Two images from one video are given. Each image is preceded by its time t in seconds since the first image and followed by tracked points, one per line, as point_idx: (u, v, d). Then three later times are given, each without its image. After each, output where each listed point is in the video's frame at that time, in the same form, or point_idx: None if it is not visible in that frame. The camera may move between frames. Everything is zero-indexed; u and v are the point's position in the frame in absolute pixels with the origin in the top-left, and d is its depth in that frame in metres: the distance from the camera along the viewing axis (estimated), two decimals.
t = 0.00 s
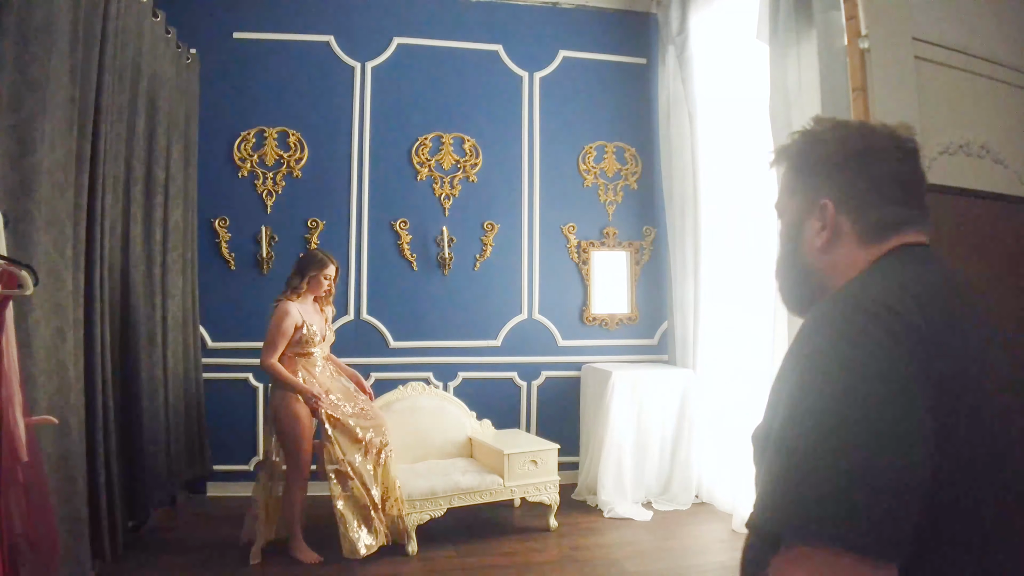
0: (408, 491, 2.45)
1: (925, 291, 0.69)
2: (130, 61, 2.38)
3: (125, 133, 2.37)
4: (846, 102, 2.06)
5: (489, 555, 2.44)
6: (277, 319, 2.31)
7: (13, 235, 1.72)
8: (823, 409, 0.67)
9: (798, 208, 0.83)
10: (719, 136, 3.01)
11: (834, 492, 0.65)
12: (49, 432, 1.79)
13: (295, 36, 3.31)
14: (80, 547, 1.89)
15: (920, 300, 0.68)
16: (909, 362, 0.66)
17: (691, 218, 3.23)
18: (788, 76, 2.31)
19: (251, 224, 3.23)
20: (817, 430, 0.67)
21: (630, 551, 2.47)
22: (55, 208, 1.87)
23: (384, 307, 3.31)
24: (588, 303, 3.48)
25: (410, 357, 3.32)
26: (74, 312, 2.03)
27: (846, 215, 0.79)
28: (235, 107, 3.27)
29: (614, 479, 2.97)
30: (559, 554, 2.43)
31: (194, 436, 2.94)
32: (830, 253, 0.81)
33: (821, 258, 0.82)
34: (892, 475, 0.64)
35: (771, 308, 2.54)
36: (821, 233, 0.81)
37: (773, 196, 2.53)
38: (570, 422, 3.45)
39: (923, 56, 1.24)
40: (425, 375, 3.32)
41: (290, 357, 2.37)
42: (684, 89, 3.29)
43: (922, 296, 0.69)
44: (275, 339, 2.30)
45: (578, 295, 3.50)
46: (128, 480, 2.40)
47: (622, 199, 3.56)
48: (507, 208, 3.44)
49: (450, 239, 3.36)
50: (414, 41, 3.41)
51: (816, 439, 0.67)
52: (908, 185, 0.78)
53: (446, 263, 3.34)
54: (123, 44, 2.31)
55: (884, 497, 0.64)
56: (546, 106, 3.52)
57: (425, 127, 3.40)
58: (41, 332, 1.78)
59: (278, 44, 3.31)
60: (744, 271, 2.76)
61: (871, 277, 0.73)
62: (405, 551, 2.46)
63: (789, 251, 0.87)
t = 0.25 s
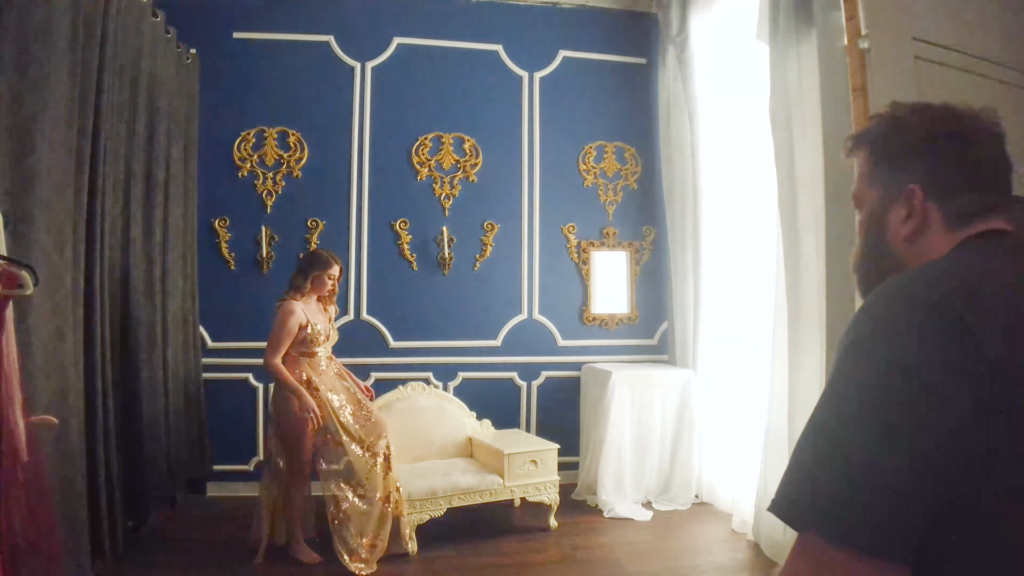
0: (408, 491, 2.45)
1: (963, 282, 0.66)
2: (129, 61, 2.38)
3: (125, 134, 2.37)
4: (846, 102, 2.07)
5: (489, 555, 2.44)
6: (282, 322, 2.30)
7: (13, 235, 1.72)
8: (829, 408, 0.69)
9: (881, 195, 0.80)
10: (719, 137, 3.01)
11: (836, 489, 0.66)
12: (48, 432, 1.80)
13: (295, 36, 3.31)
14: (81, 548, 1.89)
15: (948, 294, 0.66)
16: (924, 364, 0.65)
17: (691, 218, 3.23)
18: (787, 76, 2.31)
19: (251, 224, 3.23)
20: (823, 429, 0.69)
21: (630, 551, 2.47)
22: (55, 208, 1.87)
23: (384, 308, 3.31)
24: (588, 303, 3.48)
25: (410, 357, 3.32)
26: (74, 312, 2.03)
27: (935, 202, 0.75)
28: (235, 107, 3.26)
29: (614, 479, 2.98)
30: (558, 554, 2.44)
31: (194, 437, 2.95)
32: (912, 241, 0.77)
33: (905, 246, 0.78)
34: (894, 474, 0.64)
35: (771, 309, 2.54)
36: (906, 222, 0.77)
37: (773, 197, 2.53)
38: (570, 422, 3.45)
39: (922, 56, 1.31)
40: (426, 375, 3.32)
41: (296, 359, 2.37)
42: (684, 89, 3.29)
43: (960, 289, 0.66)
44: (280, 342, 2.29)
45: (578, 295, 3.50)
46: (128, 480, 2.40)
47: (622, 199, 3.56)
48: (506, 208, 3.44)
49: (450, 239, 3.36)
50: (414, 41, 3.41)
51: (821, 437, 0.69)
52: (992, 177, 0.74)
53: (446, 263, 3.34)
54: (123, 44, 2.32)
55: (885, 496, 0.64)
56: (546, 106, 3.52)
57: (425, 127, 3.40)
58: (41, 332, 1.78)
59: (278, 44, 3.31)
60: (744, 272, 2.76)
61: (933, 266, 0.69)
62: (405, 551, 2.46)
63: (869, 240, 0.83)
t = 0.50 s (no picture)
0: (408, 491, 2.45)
1: (993, 293, 0.57)
2: (129, 61, 2.38)
3: (125, 134, 2.37)
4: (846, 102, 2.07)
5: (488, 555, 2.44)
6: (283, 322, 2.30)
7: (13, 236, 1.72)
8: (837, 422, 0.62)
9: (929, 173, 0.67)
10: (719, 137, 3.01)
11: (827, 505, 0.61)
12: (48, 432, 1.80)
13: (295, 36, 3.31)
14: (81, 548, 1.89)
15: (981, 310, 0.57)
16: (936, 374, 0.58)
17: (691, 218, 3.23)
18: (788, 77, 2.31)
19: (251, 224, 3.23)
20: (829, 443, 0.62)
21: (630, 551, 2.47)
22: (55, 208, 1.87)
23: (384, 308, 3.31)
24: (588, 303, 3.48)
25: (410, 357, 3.32)
26: (74, 311, 2.03)
27: (993, 184, 0.62)
28: (234, 106, 3.26)
29: (614, 479, 2.97)
30: (558, 554, 2.44)
31: (195, 438, 2.95)
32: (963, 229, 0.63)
33: (954, 234, 0.64)
34: (885, 497, 0.59)
35: (771, 309, 2.54)
36: (962, 202, 0.64)
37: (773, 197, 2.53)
38: (570, 422, 3.45)
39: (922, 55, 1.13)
40: (426, 375, 3.33)
41: (296, 359, 2.37)
42: (684, 89, 3.29)
43: (992, 303, 0.57)
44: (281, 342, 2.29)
45: (579, 295, 3.50)
46: (128, 480, 2.40)
47: (622, 199, 3.56)
48: (506, 208, 3.44)
49: (450, 239, 3.36)
50: (414, 41, 3.41)
51: (826, 452, 0.62)
52: None
53: (446, 263, 3.34)
54: (123, 44, 2.32)
55: (872, 520, 0.59)
56: (546, 106, 3.52)
57: (425, 127, 3.40)
58: (40, 332, 1.77)
59: (278, 44, 3.31)
60: (744, 272, 2.75)
61: (976, 266, 0.59)
62: (405, 551, 2.46)
63: (905, 233, 0.70)
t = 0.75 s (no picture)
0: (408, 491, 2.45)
1: (993, 299, 0.59)
2: (129, 60, 2.38)
3: (124, 134, 2.37)
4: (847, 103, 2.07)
5: (489, 555, 2.44)
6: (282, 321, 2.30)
7: (13, 236, 1.72)
8: (835, 423, 0.65)
9: (940, 172, 0.65)
10: (719, 137, 3.01)
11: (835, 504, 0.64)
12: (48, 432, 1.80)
13: (295, 35, 3.31)
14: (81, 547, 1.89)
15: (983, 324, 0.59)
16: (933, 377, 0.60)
17: (691, 218, 3.23)
18: (787, 77, 2.31)
19: (251, 224, 3.23)
20: (825, 443, 0.65)
21: (631, 551, 2.47)
22: (55, 209, 1.87)
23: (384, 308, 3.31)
24: (588, 303, 3.48)
25: (410, 357, 3.32)
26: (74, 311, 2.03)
27: (1009, 179, 0.60)
28: (234, 106, 3.26)
29: (614, 479, 2.97)
30: (559, 554, 2.44)
31: (194, 438, 2.95)
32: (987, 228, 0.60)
33: (972, 234, 0.61)
34: (880, 499, 0.62)
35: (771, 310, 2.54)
36: (978, 205, 0.61)
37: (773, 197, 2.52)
38: (570, 422, 3.45)
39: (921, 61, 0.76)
40: (425, 375, 3.33)
41: (296, 358, 2.37)
42: (684, 89, 3.29)
43: (992, 308, 0.59)
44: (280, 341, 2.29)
45: (578, 295, 3.50)
46: (128, 480, 2.40)
47: (622, 199, 3.56)
48: (506, 208, 3.44)
49: (450, 239, 3.36)
50: (414, 41, 3.41)
51: (823, 454, 0.65)
52: None
53: (446, 263, 3.34)
54: (123, 44, 2.31)
55: (872, 520, 0.62)
56: (546, 106, 3.52)
57: (425, 127, 3.40)
58: (40, 332, 1.77)
59: (278, 44, 3.31)
60: (743, 272, 2.75)
61: (980, 267, 0.60)
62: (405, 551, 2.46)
63: (916, 235, 0.67)
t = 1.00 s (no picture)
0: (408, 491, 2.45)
1: None
2: (129, 60, 2.38)
3: (125, 134, 2.37)
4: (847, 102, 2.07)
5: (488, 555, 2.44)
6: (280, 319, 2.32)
7: (13, 236, 1.72)
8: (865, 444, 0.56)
9: None
10: (719, 137, 3.01)
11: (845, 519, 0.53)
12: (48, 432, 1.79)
13: (295, 35, 3.31)
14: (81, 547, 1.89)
15: None
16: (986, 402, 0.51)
17: (692, 218, 3.24)
18: (787, 77, 2.31)
19: (251, 224, 3.23)
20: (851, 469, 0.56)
21: (631, 551, 2.47)
22: (55, 208, 1.87)
23: (384, 308, 3.31)
24: (588, 303, 3.48)
25: (410, 357, 3.32)
26: (74, 311, 2.03)
27: None
28: (234, 106, 3.26)
29: (614, 479, 2.97)
30: (559, 554, 2.44)
31: (194, 438, 2.95)
32: None
33: None
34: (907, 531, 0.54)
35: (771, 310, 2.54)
36: None
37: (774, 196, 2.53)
38: (570, 422, 3.45)
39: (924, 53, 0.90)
40: (425, 375, 3.33)
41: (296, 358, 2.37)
42: (685, 89, 3.29)
43: None
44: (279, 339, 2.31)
45: (579, 295, 3.50)
46: (128, 480, 2.40)
47: (622, 199, 3.56)
48: (506, 208, 3.44)
49: (450, 239, 3.36)
50: (414, 41, 3.41)
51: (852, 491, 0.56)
52: None
53: (446, 263, 3.34)
54: (123, 43, 2.32)
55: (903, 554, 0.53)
56: (546, 106, 3.52)
57: (425, 127, 3.40)
58: (41, 332, 1.78)
59: (277, 44, 3.31)
60: (743, 272, 2.75)
61: None
62: (405, 551, 2.46)
63: (992, 221, 0.56)
